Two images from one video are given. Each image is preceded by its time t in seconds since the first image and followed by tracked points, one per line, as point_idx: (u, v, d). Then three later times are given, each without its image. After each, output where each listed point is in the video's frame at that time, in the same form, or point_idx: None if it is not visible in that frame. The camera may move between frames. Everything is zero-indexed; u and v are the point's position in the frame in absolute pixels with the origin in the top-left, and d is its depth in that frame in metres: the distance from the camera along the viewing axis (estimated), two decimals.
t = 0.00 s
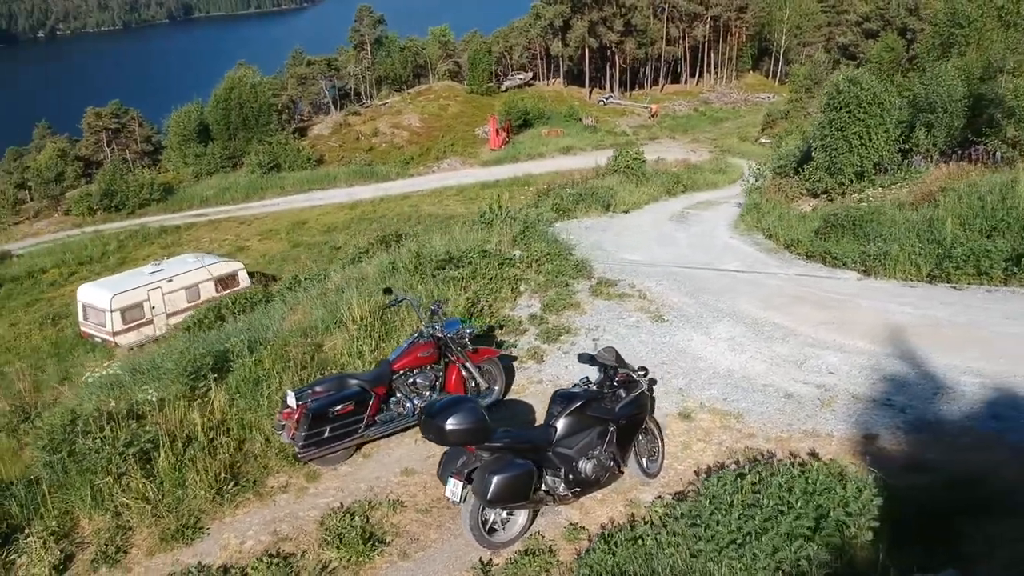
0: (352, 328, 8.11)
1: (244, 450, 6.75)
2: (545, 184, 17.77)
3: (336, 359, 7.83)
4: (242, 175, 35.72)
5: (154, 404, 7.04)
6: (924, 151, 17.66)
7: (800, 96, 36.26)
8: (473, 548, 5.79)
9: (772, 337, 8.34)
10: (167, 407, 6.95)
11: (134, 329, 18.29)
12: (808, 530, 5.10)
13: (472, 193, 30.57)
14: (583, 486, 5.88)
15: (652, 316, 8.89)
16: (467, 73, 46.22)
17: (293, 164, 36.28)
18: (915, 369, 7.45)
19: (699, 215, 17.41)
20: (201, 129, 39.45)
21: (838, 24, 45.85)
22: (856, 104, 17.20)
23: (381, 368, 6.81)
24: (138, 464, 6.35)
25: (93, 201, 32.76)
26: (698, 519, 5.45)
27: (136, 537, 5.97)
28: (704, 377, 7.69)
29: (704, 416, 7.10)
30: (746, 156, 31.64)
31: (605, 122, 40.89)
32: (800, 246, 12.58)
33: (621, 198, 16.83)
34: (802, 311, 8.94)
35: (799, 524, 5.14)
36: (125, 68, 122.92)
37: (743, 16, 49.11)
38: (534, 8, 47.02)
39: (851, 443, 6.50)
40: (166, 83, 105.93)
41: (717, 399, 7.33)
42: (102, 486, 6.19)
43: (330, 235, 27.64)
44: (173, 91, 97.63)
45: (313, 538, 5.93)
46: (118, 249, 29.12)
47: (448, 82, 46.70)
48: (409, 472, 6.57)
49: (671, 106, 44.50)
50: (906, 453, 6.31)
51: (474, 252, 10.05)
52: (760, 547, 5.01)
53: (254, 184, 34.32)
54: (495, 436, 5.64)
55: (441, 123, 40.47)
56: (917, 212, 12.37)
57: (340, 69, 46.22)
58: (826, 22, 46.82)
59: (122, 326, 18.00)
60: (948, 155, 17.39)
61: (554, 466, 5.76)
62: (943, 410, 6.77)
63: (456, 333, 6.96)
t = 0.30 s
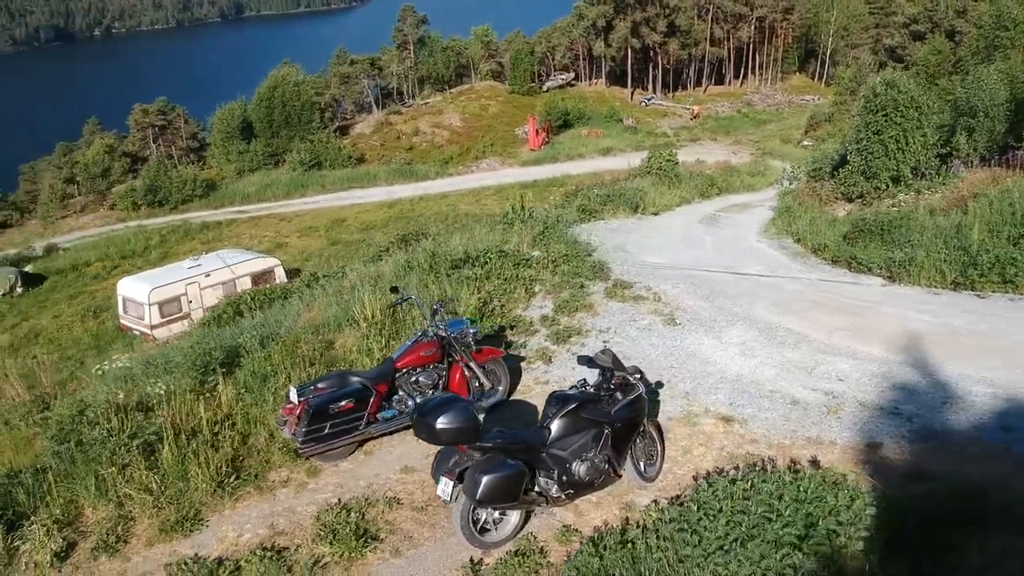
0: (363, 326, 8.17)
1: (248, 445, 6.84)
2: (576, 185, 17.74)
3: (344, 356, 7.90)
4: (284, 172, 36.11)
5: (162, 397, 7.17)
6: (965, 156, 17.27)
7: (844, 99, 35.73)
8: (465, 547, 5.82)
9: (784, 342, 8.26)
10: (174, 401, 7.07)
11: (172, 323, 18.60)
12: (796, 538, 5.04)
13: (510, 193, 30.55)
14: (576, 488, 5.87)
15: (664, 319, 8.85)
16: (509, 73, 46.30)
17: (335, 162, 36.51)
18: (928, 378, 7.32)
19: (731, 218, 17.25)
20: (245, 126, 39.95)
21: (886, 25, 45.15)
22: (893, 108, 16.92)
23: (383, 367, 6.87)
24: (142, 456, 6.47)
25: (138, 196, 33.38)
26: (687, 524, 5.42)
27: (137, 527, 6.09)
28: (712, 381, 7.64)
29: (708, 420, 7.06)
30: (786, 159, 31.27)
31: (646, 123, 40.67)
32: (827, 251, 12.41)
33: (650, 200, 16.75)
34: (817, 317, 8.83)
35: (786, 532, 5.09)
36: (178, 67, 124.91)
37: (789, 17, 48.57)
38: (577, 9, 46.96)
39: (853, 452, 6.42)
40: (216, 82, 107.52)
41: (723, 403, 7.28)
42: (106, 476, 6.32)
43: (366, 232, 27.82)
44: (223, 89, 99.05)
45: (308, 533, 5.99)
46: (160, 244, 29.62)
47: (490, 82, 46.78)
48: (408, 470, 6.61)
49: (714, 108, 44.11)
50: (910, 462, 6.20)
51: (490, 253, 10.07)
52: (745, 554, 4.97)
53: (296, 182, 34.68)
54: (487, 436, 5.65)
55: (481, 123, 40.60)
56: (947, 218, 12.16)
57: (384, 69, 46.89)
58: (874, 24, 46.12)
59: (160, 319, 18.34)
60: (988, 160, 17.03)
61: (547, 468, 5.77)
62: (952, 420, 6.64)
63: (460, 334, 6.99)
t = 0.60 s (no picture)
0: (380, 323, 8.25)
1: (259, 438, 6.95)
2: (612, 185, 17.69)
3: (360, 352, 7.99)
4: (331, 170, 36.48)
5: (178, 390, 7.31)
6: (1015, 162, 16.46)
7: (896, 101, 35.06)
8: (462, 545, 5.85)
9: (803, 348, 8.16)
10: (188, 394, 7.21)
11: (215, 317, 18.90)
12: (788, 547, 4.97)
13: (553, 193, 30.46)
14: (575, 490, 5.87)
15: (683, 322, 8.81)
16: (556, 73, 46.30)
17: (381, 160, 36.66)
18: (945, 388, 7.18)
19: (769, 221, 17.07)
20: (294, 124, 40.44)
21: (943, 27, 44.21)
22: (938, 112, 16.54)
23: (393, 364, 6.94)
24: (153, 446, 6.61)
25: (187, 191, 34.05)
26: (680, 529, 5.38)
27: (146, 516, 6.23)
28: (725, 386, 7.58)
29: (717, 425, 7.01)
30: (834, 162, 30.79)
31: (693, 125, 40.33)
32: (860, 256, 12.22)
33: (686, 201, 16.64)
34: (839, 323, 8.71)
35: (779, 539, 5.02)
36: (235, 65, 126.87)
37: (843, 19, 47.83)
38: (626, 9, 46.82)
39: (861, 461, 6.33)
40: (271, 80, 109.01)
41: (733, 408, 7.22)
42: (118, 465, 6.47)
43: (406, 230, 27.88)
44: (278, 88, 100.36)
45: (310, 527, 6.07)
46: (207, 238, 30.12)
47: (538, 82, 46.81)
48: (414, 467, 6.66)
49: (764, 110, 43.60)
50: (918, 472, 6.09)
51: (514, 252, 10.09)
52: (735, 561, 4.91)
53: (342, 179, 35.01)
54: (486, 435, 5.67)
55: (527, 123, 40.66)
56: (985, 225, 11.90)
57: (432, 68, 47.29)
58: (931, 26, 45.20)
59: (203, 312, 18.65)
60: None
61: (545, 468, 5.77)
62: (965, 431, 6.51)
63: (470, 333, 7.02)
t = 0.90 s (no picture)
0: (408, 321, 8.32)
1: (283, 431, 7.08)
2: (659, 187, 17.60)
3: (387, 348, 8.08)
4: (386, 168, 36.81)
5: (205, 382, 7.48)
6: None
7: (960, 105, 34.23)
8: (473, 543, 5.88)
9: (834, 356, 8.03)
10: (215, 386, 7.37)
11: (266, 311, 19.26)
12: (792, 557, 4.88)
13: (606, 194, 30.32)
14: (587, 492, 5.87)
15: (712, 327, 8.74)
16: (613, 73, 46.17)
17: (436, 158, 36.85)
18: (975, 400, 7.03)
19: (818, 226, 16.82)
20: (351, 122, 40.90)
21: (1013, 31, 43.03)
22: (995, 117, 16.29)
23: (414, 361, 7.00)
24: (178, 436, 6.77)
25: (245, 187, 34.71)
26: (686, 535, 5.34)
27: (168, 504, 6.40)
28: (749, 393, 7.51)
29: (738, 432, 6.95)
30: (893, 166, 30.17)
31: (751, 126, 39.80)
32: (905, 263, 11.97)
33: (733, 205, 16.47)
34: (873, 331, 8.57)
35: (784, 549, 4.94)
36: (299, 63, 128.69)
37: (908, 21, 46.90)
38: (686, 10, 46.56)
39: (882, 472, 6.23)
40: (334, 79, 110.40)
41: (756, 415, 7.15)
42: (144, 453, 6.65)
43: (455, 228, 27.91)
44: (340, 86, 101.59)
45: (326, 520, 6.17)
46: (262, 233, 30.62)
47: (595, 82, 46.70)
48: (432, 464, 6.71)
49: (824, 113, 42.92)
50: (940, 486, 5.97)
51: (547, 253, 10.11)
52: (737, 568, 4.85)
53: (396, 177, 35.30)
54: (498, 434, 5.70)
55: (582, 123, 40.62)
56: None
57: (490, 68, 47.61)
58: (999, 28, 44.06)
59: (254, 307, 19.03)
60: None
61: (557, 469, 5.78)
62: (993, 445, 6.36)
63: (491, 333, 7.03)
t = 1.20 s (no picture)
0: (446, 319, 8.40)
1: (316, 423, 7.22)
2: (718, 190, 17.40)
3: (423, 345, 8.17)
4: (453, 166, 37.02)
5: (244, 373, 7.66)
6: None
7: None
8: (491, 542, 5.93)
9: (875, 366, 7.86)
10: (252, 378, 7.55)
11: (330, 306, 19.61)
12: (803, 569, 4.81)
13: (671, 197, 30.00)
14: (606, 495, 5.87)
15: (752, 334, 8.63)
16: (684, 75, 45.72)
17: (502, 158, 36.97)
18: (1017, 417, 6.82)
19: (881, 232, 16.46)
20: (420, 120, 41.30)
21: None
22: None
23: (445, 359, 7.07)
24: (213, 424, 6.97)
25: (315, 182, 35.33)
26: (700, 542, 5.30)
27: (200, 490, 6.58)
28: (783, 401, 7.40)
29: (768, 441, 6.86)
30: (970, 172, 29.24)
31: (824, 130, 38.97)
32: (963, 272, 11.65)
33: (792, 208, 16.21)
34: (919, 343, 8.36)
35: (795, 560, 4.87)
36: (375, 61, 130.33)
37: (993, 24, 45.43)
38: (759, 10, 45.93)
39: (910, 488, 6.10)
40: (409, 78, 111.49)
41: (788, 424, 7.05)
42: (179, 440, 6.85)
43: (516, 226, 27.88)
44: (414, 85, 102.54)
45: (349, 512, 6.27)
46: (328, 228, 31.08)
47: (665, 83, 46.35)
48: (457, 462, 6.77)
49: (900, 117, 41.92)
50: (970, 503, 5.82)
51: (591, 254, 10.10)
52: None
53: (462, 176, 35.47)
54: (517, 434, 5.72)
55: (650, 124, 40.35)
56: None
57: (559, 67, 47.64)
58: None
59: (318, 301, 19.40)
60: None
61: (575, 471, 5.80)
62: None
63: (522, 333, 7.07)
